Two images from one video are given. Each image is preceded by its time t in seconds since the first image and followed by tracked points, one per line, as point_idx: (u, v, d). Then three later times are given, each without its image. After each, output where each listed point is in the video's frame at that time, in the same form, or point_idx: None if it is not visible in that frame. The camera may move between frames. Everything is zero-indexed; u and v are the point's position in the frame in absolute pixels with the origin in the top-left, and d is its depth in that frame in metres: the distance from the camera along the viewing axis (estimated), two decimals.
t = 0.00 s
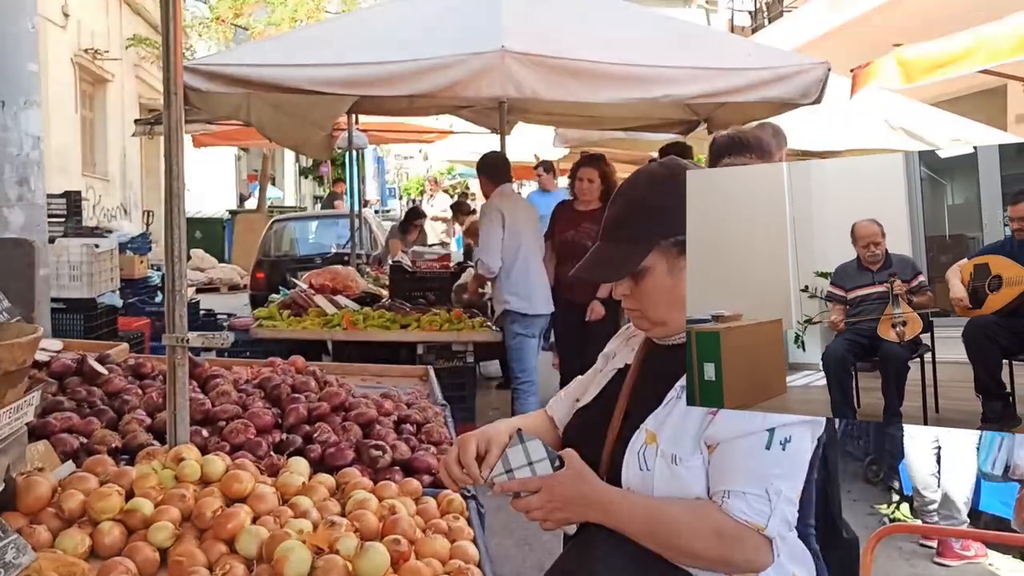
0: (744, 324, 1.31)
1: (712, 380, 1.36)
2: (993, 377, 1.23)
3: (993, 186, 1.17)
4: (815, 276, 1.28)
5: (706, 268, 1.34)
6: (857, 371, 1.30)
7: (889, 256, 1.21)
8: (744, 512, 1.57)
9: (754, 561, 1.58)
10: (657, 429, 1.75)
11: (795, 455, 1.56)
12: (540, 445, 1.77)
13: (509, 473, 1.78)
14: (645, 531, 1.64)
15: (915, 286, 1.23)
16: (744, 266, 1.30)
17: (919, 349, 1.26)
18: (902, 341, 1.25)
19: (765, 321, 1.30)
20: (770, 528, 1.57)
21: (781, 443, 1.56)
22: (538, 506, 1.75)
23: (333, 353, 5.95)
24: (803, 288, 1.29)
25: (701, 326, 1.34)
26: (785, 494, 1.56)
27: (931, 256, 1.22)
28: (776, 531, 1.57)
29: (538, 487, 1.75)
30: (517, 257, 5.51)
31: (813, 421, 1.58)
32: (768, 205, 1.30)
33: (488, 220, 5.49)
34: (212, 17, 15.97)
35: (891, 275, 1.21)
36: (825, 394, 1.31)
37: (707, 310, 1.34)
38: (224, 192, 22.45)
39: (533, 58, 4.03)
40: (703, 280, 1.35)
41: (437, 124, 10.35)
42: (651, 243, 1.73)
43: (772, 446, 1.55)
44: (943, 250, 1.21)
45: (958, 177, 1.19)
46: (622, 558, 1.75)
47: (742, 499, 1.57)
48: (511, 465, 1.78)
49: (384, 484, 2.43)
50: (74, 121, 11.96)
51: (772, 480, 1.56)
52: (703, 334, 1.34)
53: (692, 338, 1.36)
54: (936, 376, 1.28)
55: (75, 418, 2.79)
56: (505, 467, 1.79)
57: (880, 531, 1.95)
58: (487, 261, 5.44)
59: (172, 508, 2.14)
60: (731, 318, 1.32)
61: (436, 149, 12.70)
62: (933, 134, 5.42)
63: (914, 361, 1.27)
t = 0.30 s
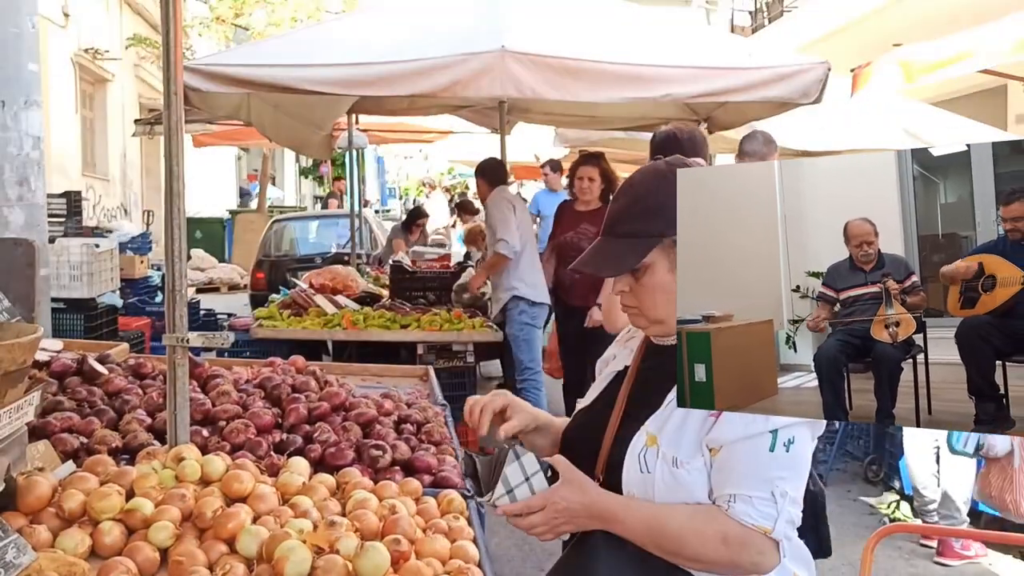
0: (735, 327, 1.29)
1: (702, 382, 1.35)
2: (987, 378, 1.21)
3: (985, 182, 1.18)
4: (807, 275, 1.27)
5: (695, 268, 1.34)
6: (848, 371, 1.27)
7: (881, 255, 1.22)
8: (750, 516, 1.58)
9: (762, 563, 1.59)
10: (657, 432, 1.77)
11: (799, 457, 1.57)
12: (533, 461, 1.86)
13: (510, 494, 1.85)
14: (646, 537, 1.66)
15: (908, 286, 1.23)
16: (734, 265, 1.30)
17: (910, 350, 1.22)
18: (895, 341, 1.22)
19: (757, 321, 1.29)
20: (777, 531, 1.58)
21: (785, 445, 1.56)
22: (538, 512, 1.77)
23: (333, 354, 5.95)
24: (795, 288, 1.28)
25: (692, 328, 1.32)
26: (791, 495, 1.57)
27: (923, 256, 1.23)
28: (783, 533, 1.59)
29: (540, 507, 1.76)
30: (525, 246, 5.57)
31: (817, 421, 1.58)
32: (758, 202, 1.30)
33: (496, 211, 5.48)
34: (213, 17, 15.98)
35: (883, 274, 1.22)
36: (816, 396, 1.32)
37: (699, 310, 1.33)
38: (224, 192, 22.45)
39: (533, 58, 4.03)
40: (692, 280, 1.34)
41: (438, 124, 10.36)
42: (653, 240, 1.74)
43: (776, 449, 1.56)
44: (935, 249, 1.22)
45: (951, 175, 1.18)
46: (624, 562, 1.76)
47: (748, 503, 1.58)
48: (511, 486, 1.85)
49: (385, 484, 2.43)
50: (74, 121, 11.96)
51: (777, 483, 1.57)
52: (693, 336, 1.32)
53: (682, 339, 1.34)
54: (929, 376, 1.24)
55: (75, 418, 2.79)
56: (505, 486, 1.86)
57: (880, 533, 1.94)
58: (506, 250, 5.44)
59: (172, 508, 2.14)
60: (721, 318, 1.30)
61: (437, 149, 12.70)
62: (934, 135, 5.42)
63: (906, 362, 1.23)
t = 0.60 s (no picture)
0: (725, 326, 1.33)
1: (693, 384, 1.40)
2: (980, 380, 1.16)
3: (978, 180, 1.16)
4: (798, 276, 1.29)
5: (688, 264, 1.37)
6: (839, 372, 1.26)
7: (871, 255, 1.23)
8: (748, 515, 1.59)
9: (758, 562, 1.60)
10: (656, 429, 1.75)
11: (796, 456, 1.59)
12: (548, 441, 1.89)
13: (519, 466, 1.85)
14: (647, 530, 1.65)
15: (900, 286, 1.22)
16: (728, 263, 1.33)
17: (901, 350, 1.21)
18: (886, 342, 1.22)
19: (747, 322, 1.33)
20: (774, 530, 1.59)
21: (782, 445, 1.58)
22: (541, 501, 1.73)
23: (334, 354, 5.96)
24: (785, 288, 1.30)
25: (683, 327, 1.35)
26: (786, 496, 1.59)
27: (916, 256, 1.21)
28: (780, 532, 1.60)
29: (546, 484, 1.73)
30: (525, 246, 5.57)
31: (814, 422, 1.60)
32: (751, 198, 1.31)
33: (495, 211, 5.50)
34: (214, 18, 16.04)
35: (874, 274, 1.22)
36: (807, 397, 1.31)
37: (689, 311, 1.37)
38: (225, 192, 22.49)
39: (533, 59, 4.03)
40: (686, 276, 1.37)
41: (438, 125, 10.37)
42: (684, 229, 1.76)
43: (773, 449, 1.58)
44: (928, 249, 1.20)
45: (943, 174, 1.16)
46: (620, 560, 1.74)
47: (745, 502, 1.59)
48: (522, 457, 1.86)
49: (386, 484, 2.43)
50: (76, 121, 11.98)
51: (774, 483, 1.58)
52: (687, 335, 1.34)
53: (672, 339, 1.37)
54: (920, 378, 1.22)
55: (76, 418, 2.79)
56: (516, 458, 1.88)
57: (879, 533, 1.94)
58: (506, 249, 5.44)
59: (172, 508, 2.14)
60: (712, 319, 1.34)
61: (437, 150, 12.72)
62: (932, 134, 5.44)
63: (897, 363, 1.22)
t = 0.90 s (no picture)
0: (715, 326, 1.47)
1: (683, 384, 1.53)
2: (972, 383, 1.37)
3: (969, 180, 1.33)
4: (789, 276, 1.46)
5: (687, 263, 1.50)
6: (831, 371, 1.44)
7: (858, 255, 1.40)
8: (752, 513, 1.66)
9: (762, 562, 1.67)
10: (659, 429, 1.79)
11: (800, 455, 1.66)
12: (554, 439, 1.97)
13: (525, 461, 1.96)
14: (653, 529, 1.73)
15: (887, 284, 1.39)
16: (726, 260, 1.47)
17: (893, 350, 1.38)
18: (876, 339, 1.39)
19: (737, 321, 1.48)
20: (778, 529, 1.66)
21: (787, 444, 1.65)
22: (545, 498, 1.87)
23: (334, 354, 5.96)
24: (777, 287, 1.46)
25: (673, 328, 1.48)
26: (792, 495, 1.66)
27: (907, 254, 1.39)
28: (784, 531, 1.67)
29: (549, 480, 1.87)
30: (526, 250, 5.58)
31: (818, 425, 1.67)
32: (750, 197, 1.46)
33: (497, 210, 5.53)
34: (214, 18, 16.06)
35: (860, 272, 1.40)
36: (799, 398, 1.48)
37: (678, 311, 1.50)
38: (224, 192, 22.46)
39: (534, 59, 4.03)
40: (677, 287, 1.50)
41: (438, 125, 10.36)
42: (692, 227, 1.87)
43: (778, 448, 1.65)
44: (921, 248, 1.37)
45: (936, 172, 1.34)
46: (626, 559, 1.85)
47: (750, 501, 1.67)
48: (528, 453, 1.96)
49: (386, 485, 2.43)
50: (76, 121, 11.97)
51: (779, 482, 1.66)
52: (674, 336, 1.47)
53: (662, 338, 1.48)
54: (911, 380, 1.41)
55: (76, 418, 2.79)
56: (523, 454, 1.98)
57: (878, 534, 1.95)
58: (506, 253, 5.46)
59: (173, 508, 2.14)
60: (702, 319, 1.48)
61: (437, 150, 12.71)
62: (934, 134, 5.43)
63: (888, 363, 1.39)
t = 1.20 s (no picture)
0: (704, 326, 1.58)
1: (673, 385, 1.65)
2: (966, 386, 1.50)
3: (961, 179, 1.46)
4: (780, 276, 1.57)
5: (684, 261, 1.61)
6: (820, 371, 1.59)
7: (849, 254, 1.51)
8: (762, 509, 1.73)
9: (772, 558, 1.73)
10: (666, 429, 1.90)
11: (806, 452, 1.73)
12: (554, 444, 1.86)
13: (530, 474, 1.82)
14: (661, 529, 1.76)
15: (879, 283, 1.51)
16: (715, 260, 1.59)
17: (883, 351, 1.53)
18: (867, 337, 1.54)
19: (728, 321, 1.59)
20: (787, 525, 1.73)
21: (794, 440, 1.73)
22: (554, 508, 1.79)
23: (334, 354, 5.96)
24: (768, 287, 1.57)
25: (666, 328, 1.60)
26: (800, 490, 1.74)
27: (900, 253, 1.50)
28: (792, 528, 1.74)
29: (558, 490, 1.79)
30: (526, 256, 5.53)
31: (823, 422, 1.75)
32: (746, 197, 1.58)
33: (500, 210, 5.49)
34: (215, 17, 16.06)
35: (852, 272, 1.51)
36: (789, 400, 1.62)
37: (669, 312, 1.62)
38: (224, 192, 22.45)
39: (534, 59, 4.03)
40: (676, 285, 1.62)
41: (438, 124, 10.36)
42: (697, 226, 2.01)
43: (785, 443, 1.74)
44: (912, 247, 1.49)
45: (925, 173, 1.46)
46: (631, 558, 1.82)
47: (759, 497, 1.74)
48: (531, 465, 1.82)
49: (385, 485, 2.43)
50: (75, 121, 11.97)
51: (788, 477, 1.74)
52: (665, 337, 1.59)
53: (654, 340, 1.61)
54: (902, 380, 1.56)
55: (75, 418, 2.79)
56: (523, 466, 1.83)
57: (879, 533, 1.95)
58: (506, 257, 5.42)
59: (172, 509, 2.14)
60: (691, 319, 1.60)
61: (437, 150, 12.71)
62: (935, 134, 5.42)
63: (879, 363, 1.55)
